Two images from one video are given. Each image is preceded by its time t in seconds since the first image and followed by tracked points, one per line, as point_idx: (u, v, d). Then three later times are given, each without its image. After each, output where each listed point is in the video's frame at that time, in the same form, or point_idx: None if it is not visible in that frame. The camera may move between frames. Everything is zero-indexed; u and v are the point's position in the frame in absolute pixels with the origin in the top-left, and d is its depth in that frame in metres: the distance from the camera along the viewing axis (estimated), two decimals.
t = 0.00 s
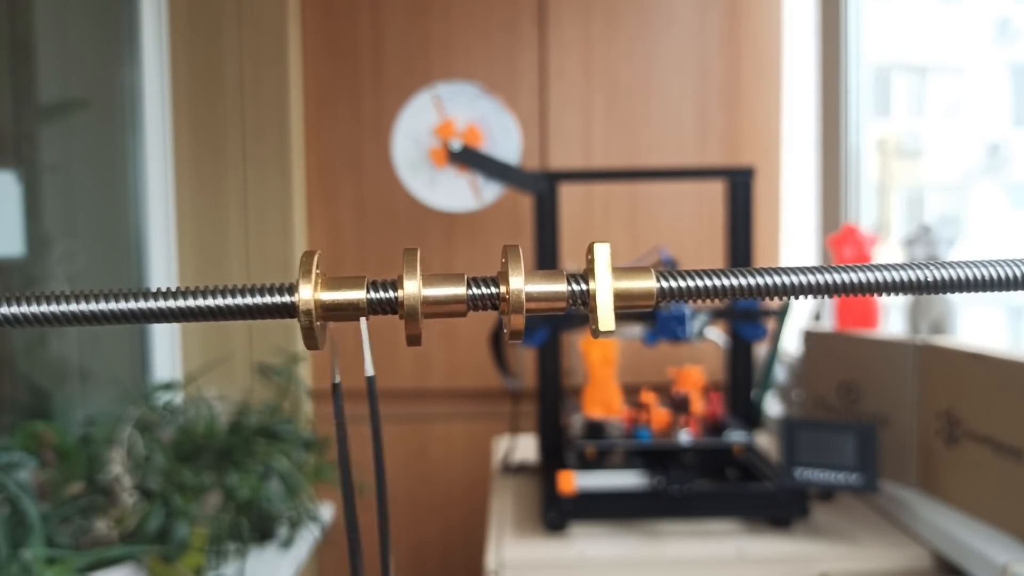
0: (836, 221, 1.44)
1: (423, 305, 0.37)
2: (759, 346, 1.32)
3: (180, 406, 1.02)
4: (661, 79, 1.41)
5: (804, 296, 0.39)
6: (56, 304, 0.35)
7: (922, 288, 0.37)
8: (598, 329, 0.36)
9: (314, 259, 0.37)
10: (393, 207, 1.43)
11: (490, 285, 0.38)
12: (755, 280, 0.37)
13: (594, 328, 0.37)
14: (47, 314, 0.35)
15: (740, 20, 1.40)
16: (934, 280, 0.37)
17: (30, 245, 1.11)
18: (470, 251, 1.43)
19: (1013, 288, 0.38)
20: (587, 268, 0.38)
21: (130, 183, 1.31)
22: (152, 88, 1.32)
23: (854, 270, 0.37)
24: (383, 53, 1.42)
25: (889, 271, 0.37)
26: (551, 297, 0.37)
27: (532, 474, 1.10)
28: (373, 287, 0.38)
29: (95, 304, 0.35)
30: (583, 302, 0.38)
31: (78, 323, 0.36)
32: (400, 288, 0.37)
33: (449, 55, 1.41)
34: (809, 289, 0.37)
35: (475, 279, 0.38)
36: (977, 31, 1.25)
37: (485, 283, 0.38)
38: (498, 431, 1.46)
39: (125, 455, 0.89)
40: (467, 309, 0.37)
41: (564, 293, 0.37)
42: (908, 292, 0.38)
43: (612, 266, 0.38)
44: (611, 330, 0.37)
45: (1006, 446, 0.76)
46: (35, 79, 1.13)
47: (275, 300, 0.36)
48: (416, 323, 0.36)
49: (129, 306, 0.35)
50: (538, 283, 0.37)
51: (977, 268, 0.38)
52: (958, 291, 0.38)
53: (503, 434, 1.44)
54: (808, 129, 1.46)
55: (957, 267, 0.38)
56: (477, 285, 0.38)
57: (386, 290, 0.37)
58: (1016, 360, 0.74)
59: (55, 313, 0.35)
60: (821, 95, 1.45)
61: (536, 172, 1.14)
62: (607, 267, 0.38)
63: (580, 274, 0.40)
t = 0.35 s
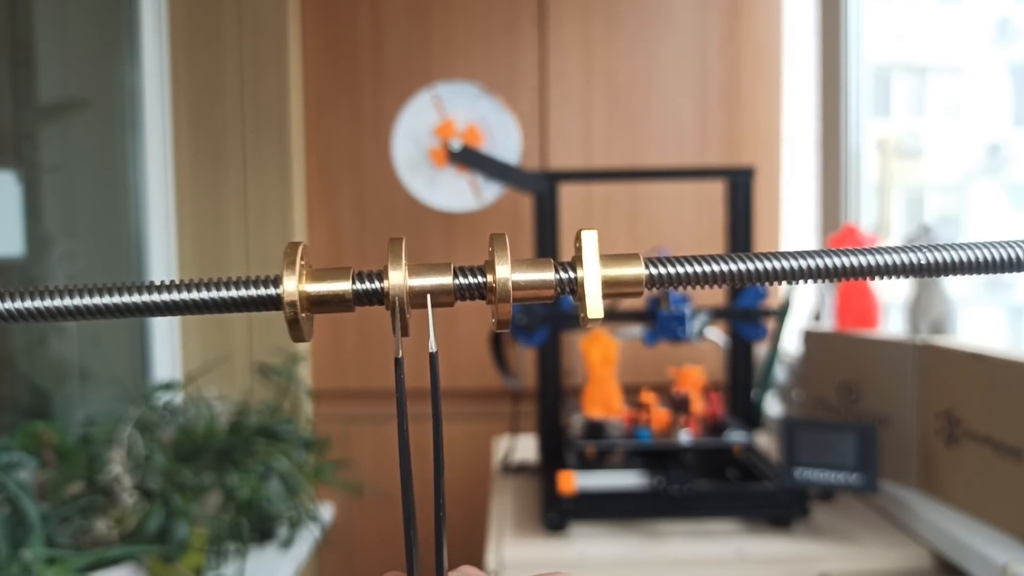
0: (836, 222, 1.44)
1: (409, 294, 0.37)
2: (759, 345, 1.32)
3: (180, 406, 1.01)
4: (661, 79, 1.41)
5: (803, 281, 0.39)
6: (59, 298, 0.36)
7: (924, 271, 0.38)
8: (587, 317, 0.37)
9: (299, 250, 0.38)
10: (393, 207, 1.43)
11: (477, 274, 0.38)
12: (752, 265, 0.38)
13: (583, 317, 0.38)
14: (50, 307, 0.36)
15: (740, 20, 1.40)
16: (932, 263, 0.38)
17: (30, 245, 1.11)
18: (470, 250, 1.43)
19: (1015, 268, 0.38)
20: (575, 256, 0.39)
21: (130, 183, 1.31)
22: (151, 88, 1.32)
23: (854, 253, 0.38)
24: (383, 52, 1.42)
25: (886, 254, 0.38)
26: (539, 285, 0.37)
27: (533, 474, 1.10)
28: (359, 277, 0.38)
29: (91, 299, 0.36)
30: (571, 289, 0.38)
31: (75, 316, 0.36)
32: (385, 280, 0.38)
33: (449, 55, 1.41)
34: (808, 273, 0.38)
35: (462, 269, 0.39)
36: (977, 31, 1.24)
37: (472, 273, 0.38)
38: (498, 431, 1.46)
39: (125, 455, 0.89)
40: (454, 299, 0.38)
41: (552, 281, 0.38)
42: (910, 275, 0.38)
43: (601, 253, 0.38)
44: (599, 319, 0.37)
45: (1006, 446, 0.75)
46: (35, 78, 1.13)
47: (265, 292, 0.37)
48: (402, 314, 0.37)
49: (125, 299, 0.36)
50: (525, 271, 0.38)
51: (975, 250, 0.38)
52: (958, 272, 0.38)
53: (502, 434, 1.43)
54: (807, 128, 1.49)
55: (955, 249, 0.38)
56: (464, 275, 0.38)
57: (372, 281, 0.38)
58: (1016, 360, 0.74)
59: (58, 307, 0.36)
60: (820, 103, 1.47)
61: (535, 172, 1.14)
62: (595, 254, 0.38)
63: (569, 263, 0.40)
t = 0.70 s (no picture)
0: (836, 221, 1.44)
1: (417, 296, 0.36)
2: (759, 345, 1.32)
3: (180, 406, 1.01)
4: (661, 79, 1.41)
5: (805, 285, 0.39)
6: (59, 300, 0.36)
7: (927, 274, 0.38)
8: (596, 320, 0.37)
9: (308, 252, 0.38)
10: (393, 207, 1.43)
11: (486, 276, 0.38)
12: (757, 269, 0.38)
13: (593, 319, 0.38)
14: (50, 310, 0.36)
15: (740, 20, 1.40)
16: (936, 267, 0.38)
17: (30, 245, 1.12)
18: (470, 250, 1.42)
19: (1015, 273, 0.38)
20: (584, 259, 0.39)
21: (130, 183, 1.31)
22: (151, 88, 1.32)
23: (855, 257, 0.38)
24: (383, 52, 1.42)
25: (890, 258, 0.38)
26: (549, 287, 0.38)
27: (532, 474, 1.10)
28: (367, 279, 0.38)
29: (93, 301, 0.36)
30: (580, 292, 0.38)
31: (76, 318, 0.36)
32: (393, 282, 0.38)
33: (449, 54, 1.41)
34: (810, 277, 0.38)
35: (470, 271, 0.39)
36: (977, 32, 1.26)
37: (481, 275, 0.38)
38: (498, 431, 1.46)
39: (125, 456, 0.89)
40: (463, 301, 0.38)
41: (561, 283, 0.38)
42: (911, 279, 0.38)
43: (610, 256, 0.38)
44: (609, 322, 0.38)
45: (1006, 447, 0.76)
46: (35, 78, 1.13)
47: (270, 294, 0.37)
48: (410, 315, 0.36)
49: (127, 301, 0.36)
50: (535, 274, 0.38)
51: (978, 254, 0.38)
52: (961, 277, 0.38)
53: (503, 434, 1.44)
54: (807, 126, 1.46)
55: (957, 253, 0.38)
56: (473, 277, 0.38)
57: (380, 284, 0.38)
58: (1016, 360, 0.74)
59: (58, 309, 0.36)
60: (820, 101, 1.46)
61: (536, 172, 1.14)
62: (604, 256, 0.38)
63: (576, 266, 0.40)
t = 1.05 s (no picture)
0: (836, 221, 1.44)
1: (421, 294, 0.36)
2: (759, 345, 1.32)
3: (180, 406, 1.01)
4: (661, 79, 1.41)
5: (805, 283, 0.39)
6: (61, 301, 0.36)
7: (926, 271, 0.38)
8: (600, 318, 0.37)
9: (311, 252, 0.38)
10: (393, 207, 1.43)
11: (489, 275, 0.39)
12: (756, 267, 0.38)
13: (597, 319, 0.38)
14: (52, 310, 0.36)
15: (740, 20, 1.40)
16: (935, 264, 0.38)
17: (30, 244, 1.12)
18: (470, 250, 1.42)
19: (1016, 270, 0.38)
20: (588, 257, 0.39)
21: (130, 183, 1.31)
22: (151, 88, 1.32)
23: (855, 255, 0.38)
24: (383, 52, 1.42)
25: (888, 256, 0.38)
26: (553, 286, 0.38)
27: (532, 474, 1.10)
28: (370, 279, 0.38)
29: (95, 302, 0.36)
30: (584, 291, 0.38)
31: (78, 318, 0.36)
32: (396, 281, 0.38)
33: (449, 54, 1.41)
34: (809, 275, 0.38)
35: (474, 270, 0.39)
36: (977, 32, 1.26)
37: (485, 274, 0.39)
38: (498, 431, 1.46)
39: (125, 456, 0.89)
40: (466, 300, 0.38)
41: (565, 282, 0.38)
42: (910, 276, 0.38)
43: (613, 255, 0.38)
44: (613, 320, 0.37)
45: (1006, 446, 0.76)
46: (35, 79, 1.13)
47: (275, 294, 0.37)
48: (414, 314, 0.36)
49: (129, 302, 0.36)
50: (539, 273, 0.38)
51: (978, 251, 0.38)
52: (961, 274, 0.38)
53: (503, 434, 1.44)
54: (807, 126, 1.47)
55: (958, 250, 0.38)
56: (477, 276, 0.38)
57: (384, 283, 0.38)
58: (1016, 360, 0.74)
59: (59, 309, 0.36)
60: (820, 105, 1.47)
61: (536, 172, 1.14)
62: (608, 255, 0.38)
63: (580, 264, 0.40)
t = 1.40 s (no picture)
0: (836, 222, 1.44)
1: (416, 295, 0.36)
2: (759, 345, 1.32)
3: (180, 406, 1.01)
4: (661, 79, 1.41)
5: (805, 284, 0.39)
6: (60, 299, 0.36)
7: (926, 271, 0.38)
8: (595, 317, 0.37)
9: (307, 251, 0.38)
10: (393, 207, 1.43)
11: (485, 275, 0.39)
12: (756, 266, 0.38)
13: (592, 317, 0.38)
14: (51, 309, 0.36)
15: (740, 20, 1.40)
16: (936, 264, 0.37)
17: (30, 245, 1.12)
18: (470, 251, 1.42)
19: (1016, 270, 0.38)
20: (583, 256, 0.39)
21: (131, 183, 1.31)
22: (151, 89, 1.32)
23: (854, 254, 0.38)
24: (383, 53, 1.42)
25: (889, 255, 0.38)
26: (547, 285, 0.38)
27: (532, 473, 1.10)
28: (366, 278, 0.38)
29: (92, 301, 0.36)
30: (579, 290, 0.39)
31: (76, 318, 0.36)
32: (393, 280, 0.38)
33: (449, 55, 1.41)
34: (810, 275, 0.38)
35: (469, 269, 0.39)
36: (977, 32, 1.25)
37: (480, 273, 0.38)
38: (498, 431, 1.45)
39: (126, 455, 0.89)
40: (462, 300, 0.38)
41: (560, 282, 0.38)
42: (910, 276, 0.38)
43: (609, 254, 0.38)
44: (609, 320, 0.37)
45: (1006, 446, 0.76)
46: (35, 78, 1.13)
47: (270, 294, 0.37)
48: (409, 312, 0.36)
49: (127, 301, 0.36)
50: (534, 272, 0.38)
51: (978, 251, 0.38)
52: (962, 274, 0.38)
53: (502, 434, 1.44)
54: (808, 127, 1.47)
55: (959, 250, 0.38)
56: (472, 275, 0.38)
57: (379, 282, 0.38)
58: (1016, 360, 0.74)
59: (58, 308, 0.36)
60: (820, 105, 1.47)
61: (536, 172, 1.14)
62: (603, 255, 0.38)
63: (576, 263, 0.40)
